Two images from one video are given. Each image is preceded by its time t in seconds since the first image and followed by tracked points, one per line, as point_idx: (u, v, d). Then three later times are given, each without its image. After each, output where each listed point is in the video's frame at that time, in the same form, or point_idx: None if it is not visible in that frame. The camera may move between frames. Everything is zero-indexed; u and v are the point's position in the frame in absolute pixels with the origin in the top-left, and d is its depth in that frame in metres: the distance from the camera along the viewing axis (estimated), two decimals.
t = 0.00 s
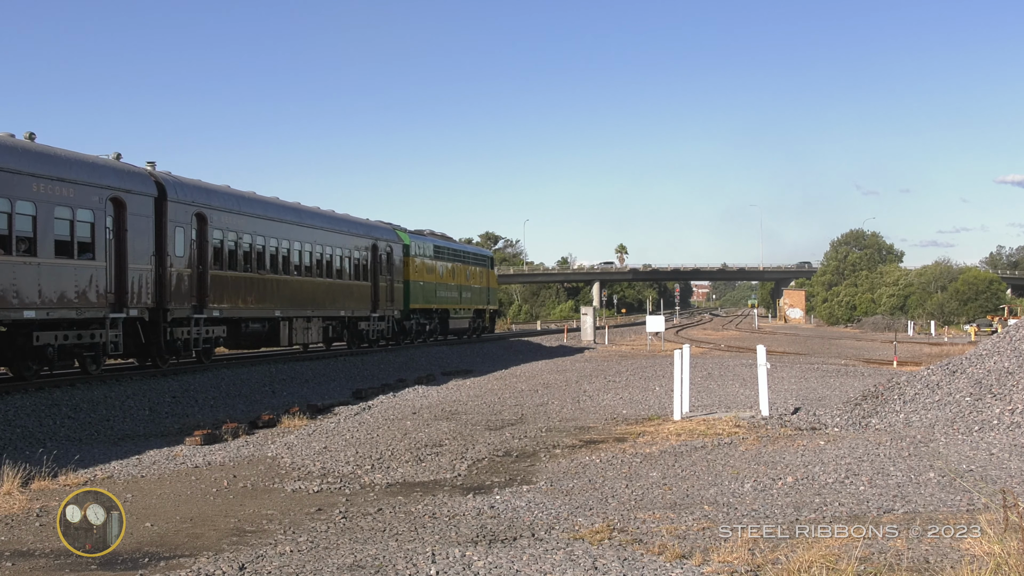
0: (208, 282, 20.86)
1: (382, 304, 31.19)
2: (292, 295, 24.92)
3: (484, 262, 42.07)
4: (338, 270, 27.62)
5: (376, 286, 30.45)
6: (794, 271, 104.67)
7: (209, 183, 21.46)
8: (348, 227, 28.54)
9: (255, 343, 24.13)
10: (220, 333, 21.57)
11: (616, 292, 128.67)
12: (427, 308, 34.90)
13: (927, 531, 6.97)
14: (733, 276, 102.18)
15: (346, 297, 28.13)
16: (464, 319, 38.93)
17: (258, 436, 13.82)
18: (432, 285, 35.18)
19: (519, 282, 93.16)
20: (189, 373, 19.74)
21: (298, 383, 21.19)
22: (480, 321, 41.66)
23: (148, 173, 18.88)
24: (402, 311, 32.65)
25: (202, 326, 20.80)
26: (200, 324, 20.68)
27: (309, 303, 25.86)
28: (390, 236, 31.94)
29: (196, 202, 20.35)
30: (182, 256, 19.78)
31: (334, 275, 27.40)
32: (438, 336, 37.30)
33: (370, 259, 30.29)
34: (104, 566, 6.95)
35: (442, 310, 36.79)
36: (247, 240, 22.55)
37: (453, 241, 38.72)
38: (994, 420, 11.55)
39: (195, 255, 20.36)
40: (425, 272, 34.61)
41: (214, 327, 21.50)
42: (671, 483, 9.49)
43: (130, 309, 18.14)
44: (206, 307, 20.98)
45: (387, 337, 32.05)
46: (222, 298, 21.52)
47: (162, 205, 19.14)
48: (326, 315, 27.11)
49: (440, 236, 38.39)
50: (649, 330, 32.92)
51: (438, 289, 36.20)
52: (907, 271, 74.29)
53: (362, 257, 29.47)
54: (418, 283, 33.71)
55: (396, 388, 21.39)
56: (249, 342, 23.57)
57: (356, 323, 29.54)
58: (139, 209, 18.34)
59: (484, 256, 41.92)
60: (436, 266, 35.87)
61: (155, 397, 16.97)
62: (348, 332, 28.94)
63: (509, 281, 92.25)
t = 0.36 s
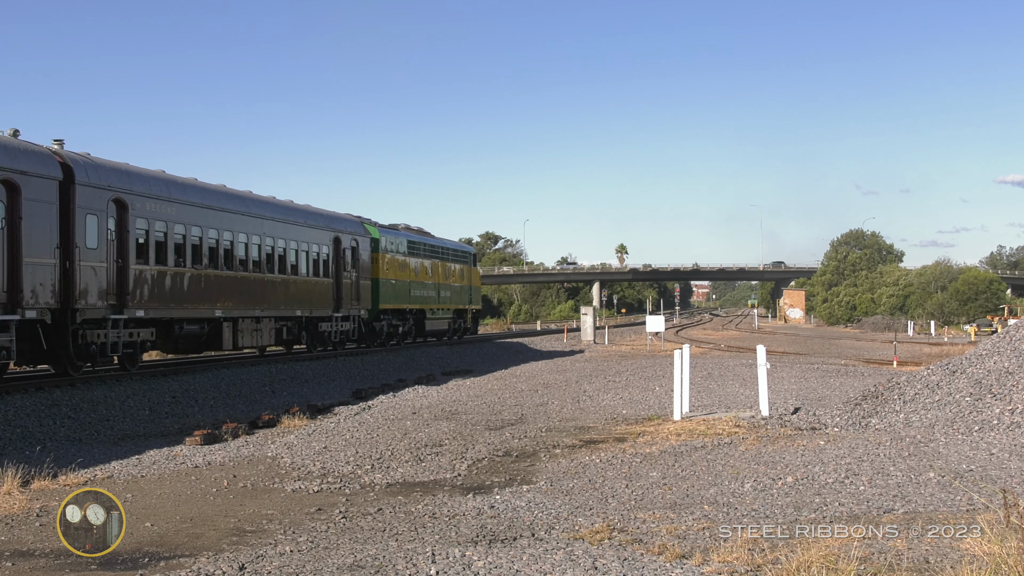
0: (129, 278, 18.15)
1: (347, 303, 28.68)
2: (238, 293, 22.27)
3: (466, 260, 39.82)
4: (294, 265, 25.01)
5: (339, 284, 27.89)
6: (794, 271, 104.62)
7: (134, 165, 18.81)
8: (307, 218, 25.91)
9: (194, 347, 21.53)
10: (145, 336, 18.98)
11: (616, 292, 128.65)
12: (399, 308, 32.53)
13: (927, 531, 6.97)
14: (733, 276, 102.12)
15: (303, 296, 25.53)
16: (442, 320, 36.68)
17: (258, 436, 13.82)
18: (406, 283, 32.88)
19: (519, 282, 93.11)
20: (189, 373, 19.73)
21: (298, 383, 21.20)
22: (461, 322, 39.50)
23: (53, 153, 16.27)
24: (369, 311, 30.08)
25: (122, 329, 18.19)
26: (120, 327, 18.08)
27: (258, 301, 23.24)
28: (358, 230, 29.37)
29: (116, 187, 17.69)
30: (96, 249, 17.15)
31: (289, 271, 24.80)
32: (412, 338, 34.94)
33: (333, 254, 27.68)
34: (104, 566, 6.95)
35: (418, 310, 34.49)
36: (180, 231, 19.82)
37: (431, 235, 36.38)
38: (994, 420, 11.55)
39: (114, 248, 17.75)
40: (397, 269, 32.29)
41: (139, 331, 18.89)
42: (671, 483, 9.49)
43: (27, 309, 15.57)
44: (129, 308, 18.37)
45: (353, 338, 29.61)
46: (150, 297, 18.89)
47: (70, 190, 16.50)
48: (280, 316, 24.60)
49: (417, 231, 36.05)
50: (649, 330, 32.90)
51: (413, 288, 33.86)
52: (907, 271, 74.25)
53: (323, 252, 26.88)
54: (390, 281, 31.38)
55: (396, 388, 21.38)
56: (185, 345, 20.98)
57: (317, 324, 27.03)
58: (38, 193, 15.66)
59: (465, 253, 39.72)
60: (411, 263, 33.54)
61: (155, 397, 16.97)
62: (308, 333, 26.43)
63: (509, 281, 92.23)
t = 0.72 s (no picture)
0: (24, 274, 15.15)
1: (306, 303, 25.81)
2: (168, 292, 19.15)
3: (444, 256, 37.36)
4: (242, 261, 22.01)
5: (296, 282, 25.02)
6: (794, 272, 104.57)
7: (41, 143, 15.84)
8: (258, 208, 22.89)
9: (115, 353, 18.48)
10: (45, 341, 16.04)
11: (616, 292, 128.61)
12: (368, 307, 29.98)
13: (927, 531, 6.97)
14: (733, 276, 102.08)
15: (252, 295, 22.57)
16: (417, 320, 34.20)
17: (258, 436, 13.81)
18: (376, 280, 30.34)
19: (519, 282, 93.05)
20: (189, 373, 19.71)
21: (298, 383, 21.19)
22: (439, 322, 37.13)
23: None
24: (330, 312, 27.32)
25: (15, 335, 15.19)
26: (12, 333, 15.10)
27: (198, 303, 20.25)
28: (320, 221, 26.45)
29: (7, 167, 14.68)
30: None
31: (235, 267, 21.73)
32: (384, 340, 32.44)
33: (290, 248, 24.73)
34: (104, 566, 6.95)
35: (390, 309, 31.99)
36: (90, 220, 16.74)
37: (406, 228, 33.81)
38: (993, 420, 11.55)
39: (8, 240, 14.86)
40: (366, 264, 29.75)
41: (38, 336, 15.93)
42: (671, 483, 9.50)
43: None
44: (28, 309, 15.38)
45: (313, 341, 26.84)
46: (52, 296, 15.85)
47: None
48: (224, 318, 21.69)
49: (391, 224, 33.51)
50: (649, 330, 32.89)
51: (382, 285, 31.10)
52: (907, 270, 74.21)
53: (277, 247, 23.89)
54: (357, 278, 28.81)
55: (396, 388, 21.37)
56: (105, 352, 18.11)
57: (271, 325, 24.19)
58: None
59: (443, 248, 37.28)
60: (382, 259, 30.97)
61: (155, 397, 16.96)
62: (258, 336, 23.58)
63: (509, 281, 92.21)
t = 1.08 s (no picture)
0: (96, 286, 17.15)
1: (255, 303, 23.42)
2: (77, 290, 16.59)
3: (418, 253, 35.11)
4: (175, 256, 19.59)
5: (240, 278, 22.48)
6: (794, 272, 104.53)
7: None
8: (194, 196, 20.42)
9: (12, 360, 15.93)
10: None
11: (616, 292, 128.61)
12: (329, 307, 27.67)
13: (927, 531, 6.96)
14: (733, 276, 102.05)
15: (187, 293, 20.09)
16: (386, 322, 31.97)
17: (258, 436, 13.81)
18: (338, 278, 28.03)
19: (519, 282, 92.98)
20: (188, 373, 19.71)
21: (298, 383, 21.19)
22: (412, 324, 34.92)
23: None
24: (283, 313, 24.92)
25: None
26: None
27: (119, 304, 17.80)
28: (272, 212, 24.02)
29: None
30: None
31: (167, 263, 19.33)
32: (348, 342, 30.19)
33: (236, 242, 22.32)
34: (104, 566, 6.95)
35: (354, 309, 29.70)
36: (36, 214, 15.50)
37: (373, 221, 31.48)
38: (994, 420, 11.54)
39: None
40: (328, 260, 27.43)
41: None
42: (671, 483, 9.49)
43: None
44: None
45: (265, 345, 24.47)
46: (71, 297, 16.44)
47: None
48: (152, 321, 19.27)
49: (358, 217, 31.16)
50: (649, 330, 32.88)
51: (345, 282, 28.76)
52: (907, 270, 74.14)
53: (219, 240, 21.47)
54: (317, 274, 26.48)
55: (396, 388, 21.37)
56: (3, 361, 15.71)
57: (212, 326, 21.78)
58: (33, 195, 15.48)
59: (416, 243, 35.05)
60: (345, 254, 28.62)
61: (155, 397, 16.96)
62: (196, 340, 21.17)
63: (509, 281, 92.24)
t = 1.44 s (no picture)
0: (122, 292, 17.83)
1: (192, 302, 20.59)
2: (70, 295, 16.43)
3: (389, 248, 32.32)
4: (85, 249, 16.73)
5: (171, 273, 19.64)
6: (794, 272, 104.51)
7: None
8: (114, 179, 17.54)
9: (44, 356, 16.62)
10: None
11: (616, 292, 128.62)
12: (283, 307, 24.94)
13: (927, 531, 6.97)
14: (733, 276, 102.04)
15: (106, 291, 17.34)
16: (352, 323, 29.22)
17: (258, 436, 13.81)
18: (293, 274, 25.22)
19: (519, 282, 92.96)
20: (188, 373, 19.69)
21: (298, 383, 21.18)
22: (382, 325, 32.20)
23: None
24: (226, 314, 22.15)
25: None
26: None
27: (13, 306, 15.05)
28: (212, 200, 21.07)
29: None
30: None
31: (75, 259, 16.47)
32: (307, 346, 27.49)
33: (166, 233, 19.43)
34: (104, 566, 6.94)
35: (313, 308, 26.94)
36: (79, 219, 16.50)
37: (338, 213, 28.62)
38: (994, 420, 11.55)
39: None
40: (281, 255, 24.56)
41: None
42: (671, 483, 9.49)
43: None
44: None
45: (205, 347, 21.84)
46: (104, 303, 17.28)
47: None
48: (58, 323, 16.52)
49: (321, 207, 28.24)
50: (649, 330, 32.88)
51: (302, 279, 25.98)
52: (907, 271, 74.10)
53: (143, 230, 18.56)
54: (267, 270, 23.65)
55: (396, 388, 21.37)
56: None
57: (137, 328, 19.05)
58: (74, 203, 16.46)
59: (388, 237, 32.30)
60: (302, 249, 25.78)
61: (155, 397, 16.95)
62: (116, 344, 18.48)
63: (509, 281, 92.26)
